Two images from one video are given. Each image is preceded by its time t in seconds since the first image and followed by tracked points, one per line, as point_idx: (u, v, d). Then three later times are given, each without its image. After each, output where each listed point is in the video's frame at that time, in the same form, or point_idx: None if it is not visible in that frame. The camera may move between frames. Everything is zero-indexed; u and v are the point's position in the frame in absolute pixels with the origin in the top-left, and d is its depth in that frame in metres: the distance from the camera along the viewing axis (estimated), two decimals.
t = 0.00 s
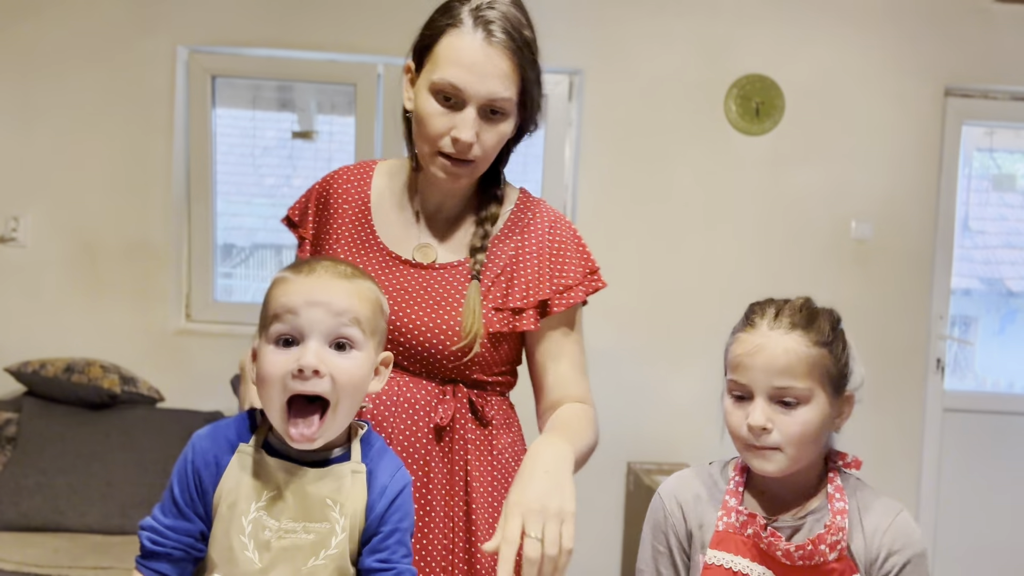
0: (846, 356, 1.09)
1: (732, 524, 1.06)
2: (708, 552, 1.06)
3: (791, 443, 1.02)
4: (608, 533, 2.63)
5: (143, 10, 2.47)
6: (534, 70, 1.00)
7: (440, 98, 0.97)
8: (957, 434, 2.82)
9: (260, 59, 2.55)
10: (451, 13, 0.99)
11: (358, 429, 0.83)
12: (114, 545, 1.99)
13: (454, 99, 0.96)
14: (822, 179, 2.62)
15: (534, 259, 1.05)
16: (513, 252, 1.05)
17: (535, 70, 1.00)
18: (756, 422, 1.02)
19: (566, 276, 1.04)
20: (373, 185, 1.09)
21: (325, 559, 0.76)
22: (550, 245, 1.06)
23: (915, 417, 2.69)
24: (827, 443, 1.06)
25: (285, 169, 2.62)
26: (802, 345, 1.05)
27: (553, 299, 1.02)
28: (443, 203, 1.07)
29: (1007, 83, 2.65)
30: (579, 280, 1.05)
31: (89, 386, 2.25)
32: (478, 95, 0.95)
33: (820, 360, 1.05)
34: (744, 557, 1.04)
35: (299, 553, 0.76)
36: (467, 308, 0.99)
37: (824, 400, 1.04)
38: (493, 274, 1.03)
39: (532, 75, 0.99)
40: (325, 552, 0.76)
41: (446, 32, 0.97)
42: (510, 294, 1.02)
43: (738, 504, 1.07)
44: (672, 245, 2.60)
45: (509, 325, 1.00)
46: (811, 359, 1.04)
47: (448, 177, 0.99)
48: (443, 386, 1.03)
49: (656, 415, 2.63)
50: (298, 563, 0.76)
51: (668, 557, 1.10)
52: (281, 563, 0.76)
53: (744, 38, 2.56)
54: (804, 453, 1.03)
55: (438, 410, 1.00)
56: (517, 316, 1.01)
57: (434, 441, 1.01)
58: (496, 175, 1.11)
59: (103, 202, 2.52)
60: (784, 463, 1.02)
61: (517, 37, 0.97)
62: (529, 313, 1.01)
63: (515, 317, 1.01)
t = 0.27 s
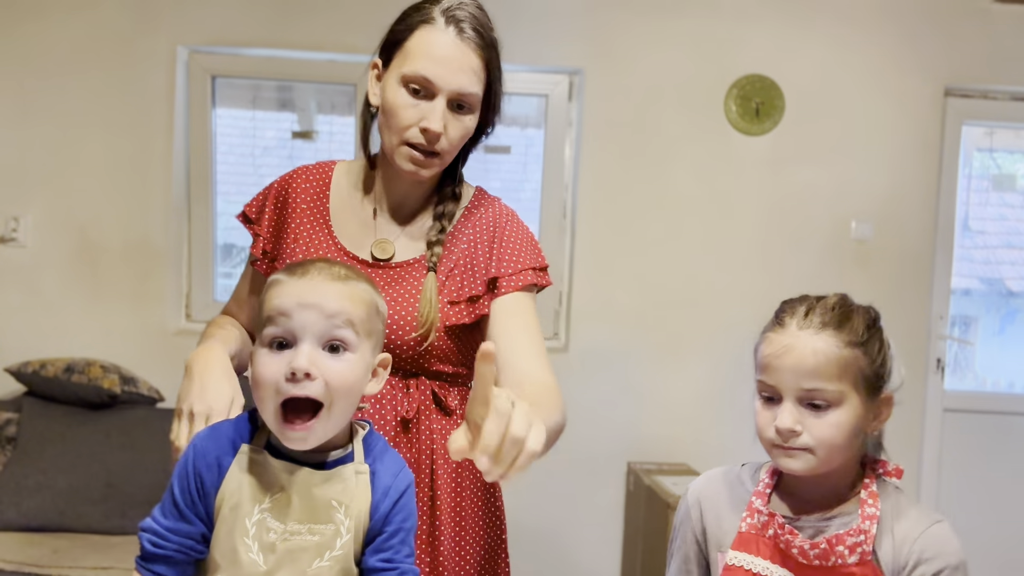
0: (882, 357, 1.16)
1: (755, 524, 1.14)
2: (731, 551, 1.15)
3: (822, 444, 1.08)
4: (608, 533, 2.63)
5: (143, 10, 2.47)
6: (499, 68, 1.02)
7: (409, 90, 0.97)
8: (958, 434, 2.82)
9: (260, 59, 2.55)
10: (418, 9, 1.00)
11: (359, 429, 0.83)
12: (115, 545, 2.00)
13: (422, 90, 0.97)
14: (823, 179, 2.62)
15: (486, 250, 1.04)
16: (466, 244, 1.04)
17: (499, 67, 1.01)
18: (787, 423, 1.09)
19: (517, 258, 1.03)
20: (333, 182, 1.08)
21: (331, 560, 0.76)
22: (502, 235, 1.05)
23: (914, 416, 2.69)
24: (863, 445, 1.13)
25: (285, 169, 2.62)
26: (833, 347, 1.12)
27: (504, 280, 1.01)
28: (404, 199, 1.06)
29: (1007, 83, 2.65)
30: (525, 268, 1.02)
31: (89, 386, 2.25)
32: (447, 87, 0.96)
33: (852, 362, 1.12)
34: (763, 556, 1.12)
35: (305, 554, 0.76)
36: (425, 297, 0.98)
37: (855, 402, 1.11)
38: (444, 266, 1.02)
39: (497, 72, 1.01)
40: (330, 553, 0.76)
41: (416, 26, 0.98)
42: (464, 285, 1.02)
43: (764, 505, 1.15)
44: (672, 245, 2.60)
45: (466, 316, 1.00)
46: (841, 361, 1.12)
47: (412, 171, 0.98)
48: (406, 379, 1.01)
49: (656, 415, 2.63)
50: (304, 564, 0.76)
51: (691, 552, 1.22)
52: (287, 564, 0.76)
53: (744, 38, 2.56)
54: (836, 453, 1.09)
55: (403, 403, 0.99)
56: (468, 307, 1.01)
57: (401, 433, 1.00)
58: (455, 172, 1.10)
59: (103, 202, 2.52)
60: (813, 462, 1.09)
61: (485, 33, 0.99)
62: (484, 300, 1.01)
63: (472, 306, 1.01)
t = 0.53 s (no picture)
0: (929, 357, 1.15)
1: (781, 531, 1.14)
2: (755, 557, 1.14)
3: (861, 444, 1.07)
4: (608, 533, 2.63)
5: (143, 10, 2.47)
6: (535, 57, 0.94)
7: (434, 81, 0.91)
8: (958, 434, 2.82)
9: (260, 59, 2.55)
10: None
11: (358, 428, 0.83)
12: (114, 545, 2.00)
13: (448, 80, 0.91)
14: (823, 179, 2.62)
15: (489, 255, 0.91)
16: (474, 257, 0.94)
17: (535, 57, 0.94)
18: (826, 420, 1.08)
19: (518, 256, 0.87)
20: (356, 183, 1.07)
21: (330, 560, 0.76)
22: (509, 236, 0.90)
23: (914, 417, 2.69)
24: (905, 448, 1.12)
25: (285, 169, 2.62)
26: (878, 342, 1.11)
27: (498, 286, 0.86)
28: (424, 203, 1.02)
29: (1007, 83, 2.65)
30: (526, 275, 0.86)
31: (89, 386, 2.26)
32: (474, 77, 0.89)
33: (899, 359, 1.11)
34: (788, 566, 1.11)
35: (304, 554, 0.76)
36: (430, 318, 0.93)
37: (899, 401, 1.09)
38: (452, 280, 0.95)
39: (534, 62, 0.93)
40: (330, 553, 0.76)
41: (444, 12, 0.92)
42: (466, 301, 0.91)
43: (793, 511, 1.15)
44: (673, 245, 2.60)
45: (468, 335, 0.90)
46: (885, 358, 1.10)
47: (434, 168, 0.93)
48: (410, 403, 0.98)
49: (656, 415, 2.63)
50: (303, 564, 0.76)
51: (720, 553, 1.24)
52: (286, 564, 0.76)
53: (744, 38, 2.56)
54: (876, 453, 1.08)
55: (405, 428, 0.96)
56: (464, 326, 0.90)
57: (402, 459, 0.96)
58: (484, 172, 1.04)
59: (103, 202, 2.52)
60: (852, 462, 1.08)
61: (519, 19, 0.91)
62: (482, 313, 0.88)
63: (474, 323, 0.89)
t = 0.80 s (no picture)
0: (959, 364, 1.17)
1: (795, 532, 1.17)
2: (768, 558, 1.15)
3: (887, 447, 1.09)
4: (608, 533, 2.63)
5: (143, 10, 2.47)
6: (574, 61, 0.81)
7: (452, 86, 0.80)
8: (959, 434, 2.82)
9: (260, 59, 2.55)
10: None
11: (359, 430, 0.85)
12: (114, 545, 1.99)
13: (466, 86, 0.79)
14: (823, 179, 2.62)
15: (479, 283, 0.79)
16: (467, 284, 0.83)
17: (573, 61, 0.81)
18: (852, 423, 1.10)
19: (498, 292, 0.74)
20: (390, 187, 1.02)
21: (329, 559, 0.77)
22: (499, 264, 0.79)
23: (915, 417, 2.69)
24: (932, 454, 1.14)
25: (285, 169, 2.62)
26: (908, 346, 1.13)
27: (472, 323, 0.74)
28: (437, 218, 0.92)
29: (1006, 83, 2.65)
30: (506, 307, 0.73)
31: (89, 386, 2.26)
32: (494, 84, 0.77)
33: (928, 364, 1.13)
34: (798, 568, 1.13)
35: (303, 553, 0.77)
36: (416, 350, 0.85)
37: (926, 405, 1.12)
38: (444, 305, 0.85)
39: (571, 67, 0.80)
40: (329, 552, 0.78)
41: (468, 6, 0.80)
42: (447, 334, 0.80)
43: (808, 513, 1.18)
44: (673, 246, 2.60)
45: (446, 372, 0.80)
46: (916, 362, 1.13)
47: (446, 184, 0.83)
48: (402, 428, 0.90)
49: (655, 415, 2.63)
50: (301, 563, 0.77)
51: (737, 551, 1.26)
52: (284, 563, 0.77)
53: (744, 38, 2.56)
54: (903, 456, 1.10)
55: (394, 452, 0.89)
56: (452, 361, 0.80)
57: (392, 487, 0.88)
58: (513, 184, 0.91)
59: (103, 202, 2.52)
60: (877, 468, 1.09)
61: (554, 16, 0.78)
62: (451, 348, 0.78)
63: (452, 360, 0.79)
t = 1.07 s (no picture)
0: (956, 367, 1.17)
1: (785, 532, 1.18)
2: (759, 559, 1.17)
3: (883, 450, 1.09)
4: (607, 533, 2.63)
5: (143, 10, 2.48)
6: (566, 71, 0.75)
7: (435, 97, 0.76)
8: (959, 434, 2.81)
9: (261, 59, 2.55)
10: None
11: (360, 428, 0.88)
12: (114, 545, 2.00)
13: (450, 99, 0.75)
14: (823, 179, 2.62)
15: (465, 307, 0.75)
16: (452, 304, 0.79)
17: (565, 70, 0.75)
18: (849, 424, 1.10)
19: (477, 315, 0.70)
20: (391, 188, 1.04)
21: (326, 561, 0.80)
22: (483, 283, 0.75)
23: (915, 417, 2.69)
24: (927, 458, 1.14)
25: (285, 169, 2.62)
26: (906, 348, 1.13)
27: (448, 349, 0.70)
28: (429, 229, 0.90)
29: (1006, 83, 2.65)
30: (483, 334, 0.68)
31: (88, 387, 2.26)
32: (478, 99, 0.73)
33: (926, 366, 1.13)
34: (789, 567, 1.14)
35: (301, 554, 0.80)
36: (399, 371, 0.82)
37: (923, 407, 1.12)
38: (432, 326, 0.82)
39: (562, 80, 0.75)
40: (326, 554, 0.80)
41: (452, 12, 0.75)
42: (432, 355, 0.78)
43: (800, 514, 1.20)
44: (673, 246, 2.60)
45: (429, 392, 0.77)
46: (913, 364, 1.12)
47: (431, 200, 0.81)
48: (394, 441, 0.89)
49: (655, 414, 2.63)
50: (299, 564, 0.79)
51: (731, 553, 1.26)
52: (282, 564, 0.79)
53: (744, 38, 2.56)
54: (898, 458, 1.09)
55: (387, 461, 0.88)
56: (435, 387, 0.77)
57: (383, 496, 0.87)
58: (506, 196, 0.86)
59: (103, 202, 2.52)
60: (872, 471, 1.09)
61: (544, 24, 0.73)
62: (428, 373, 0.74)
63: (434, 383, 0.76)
